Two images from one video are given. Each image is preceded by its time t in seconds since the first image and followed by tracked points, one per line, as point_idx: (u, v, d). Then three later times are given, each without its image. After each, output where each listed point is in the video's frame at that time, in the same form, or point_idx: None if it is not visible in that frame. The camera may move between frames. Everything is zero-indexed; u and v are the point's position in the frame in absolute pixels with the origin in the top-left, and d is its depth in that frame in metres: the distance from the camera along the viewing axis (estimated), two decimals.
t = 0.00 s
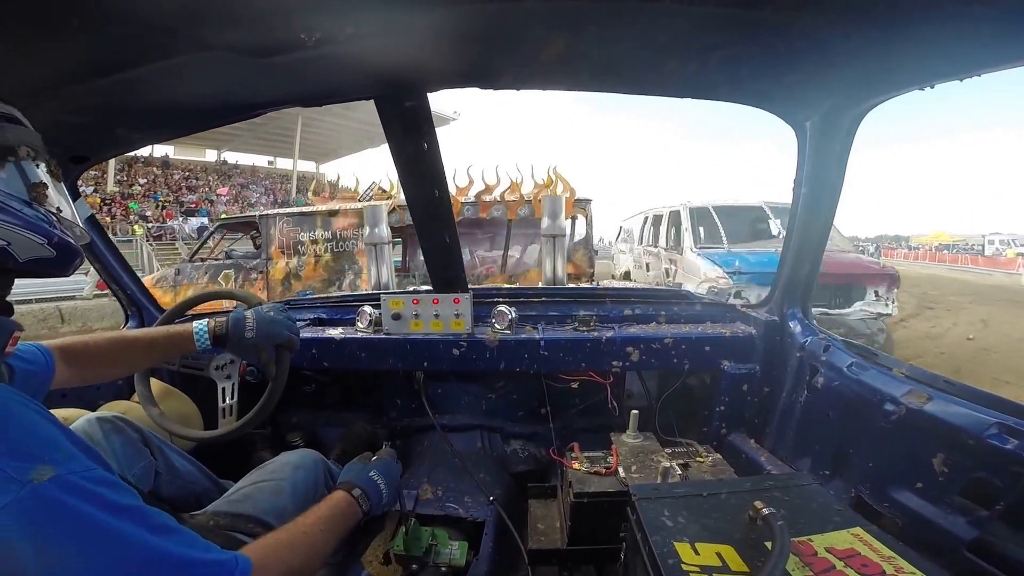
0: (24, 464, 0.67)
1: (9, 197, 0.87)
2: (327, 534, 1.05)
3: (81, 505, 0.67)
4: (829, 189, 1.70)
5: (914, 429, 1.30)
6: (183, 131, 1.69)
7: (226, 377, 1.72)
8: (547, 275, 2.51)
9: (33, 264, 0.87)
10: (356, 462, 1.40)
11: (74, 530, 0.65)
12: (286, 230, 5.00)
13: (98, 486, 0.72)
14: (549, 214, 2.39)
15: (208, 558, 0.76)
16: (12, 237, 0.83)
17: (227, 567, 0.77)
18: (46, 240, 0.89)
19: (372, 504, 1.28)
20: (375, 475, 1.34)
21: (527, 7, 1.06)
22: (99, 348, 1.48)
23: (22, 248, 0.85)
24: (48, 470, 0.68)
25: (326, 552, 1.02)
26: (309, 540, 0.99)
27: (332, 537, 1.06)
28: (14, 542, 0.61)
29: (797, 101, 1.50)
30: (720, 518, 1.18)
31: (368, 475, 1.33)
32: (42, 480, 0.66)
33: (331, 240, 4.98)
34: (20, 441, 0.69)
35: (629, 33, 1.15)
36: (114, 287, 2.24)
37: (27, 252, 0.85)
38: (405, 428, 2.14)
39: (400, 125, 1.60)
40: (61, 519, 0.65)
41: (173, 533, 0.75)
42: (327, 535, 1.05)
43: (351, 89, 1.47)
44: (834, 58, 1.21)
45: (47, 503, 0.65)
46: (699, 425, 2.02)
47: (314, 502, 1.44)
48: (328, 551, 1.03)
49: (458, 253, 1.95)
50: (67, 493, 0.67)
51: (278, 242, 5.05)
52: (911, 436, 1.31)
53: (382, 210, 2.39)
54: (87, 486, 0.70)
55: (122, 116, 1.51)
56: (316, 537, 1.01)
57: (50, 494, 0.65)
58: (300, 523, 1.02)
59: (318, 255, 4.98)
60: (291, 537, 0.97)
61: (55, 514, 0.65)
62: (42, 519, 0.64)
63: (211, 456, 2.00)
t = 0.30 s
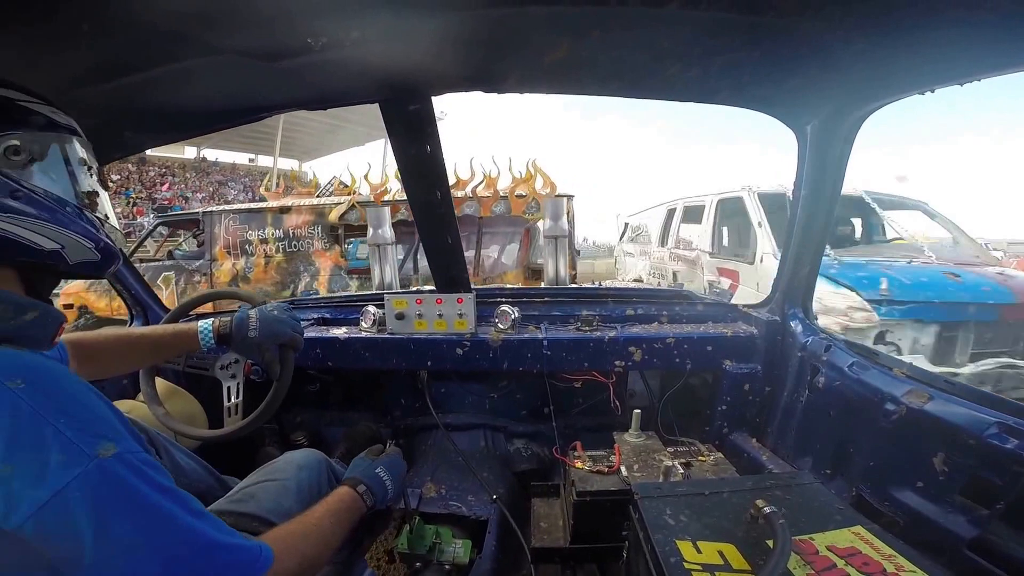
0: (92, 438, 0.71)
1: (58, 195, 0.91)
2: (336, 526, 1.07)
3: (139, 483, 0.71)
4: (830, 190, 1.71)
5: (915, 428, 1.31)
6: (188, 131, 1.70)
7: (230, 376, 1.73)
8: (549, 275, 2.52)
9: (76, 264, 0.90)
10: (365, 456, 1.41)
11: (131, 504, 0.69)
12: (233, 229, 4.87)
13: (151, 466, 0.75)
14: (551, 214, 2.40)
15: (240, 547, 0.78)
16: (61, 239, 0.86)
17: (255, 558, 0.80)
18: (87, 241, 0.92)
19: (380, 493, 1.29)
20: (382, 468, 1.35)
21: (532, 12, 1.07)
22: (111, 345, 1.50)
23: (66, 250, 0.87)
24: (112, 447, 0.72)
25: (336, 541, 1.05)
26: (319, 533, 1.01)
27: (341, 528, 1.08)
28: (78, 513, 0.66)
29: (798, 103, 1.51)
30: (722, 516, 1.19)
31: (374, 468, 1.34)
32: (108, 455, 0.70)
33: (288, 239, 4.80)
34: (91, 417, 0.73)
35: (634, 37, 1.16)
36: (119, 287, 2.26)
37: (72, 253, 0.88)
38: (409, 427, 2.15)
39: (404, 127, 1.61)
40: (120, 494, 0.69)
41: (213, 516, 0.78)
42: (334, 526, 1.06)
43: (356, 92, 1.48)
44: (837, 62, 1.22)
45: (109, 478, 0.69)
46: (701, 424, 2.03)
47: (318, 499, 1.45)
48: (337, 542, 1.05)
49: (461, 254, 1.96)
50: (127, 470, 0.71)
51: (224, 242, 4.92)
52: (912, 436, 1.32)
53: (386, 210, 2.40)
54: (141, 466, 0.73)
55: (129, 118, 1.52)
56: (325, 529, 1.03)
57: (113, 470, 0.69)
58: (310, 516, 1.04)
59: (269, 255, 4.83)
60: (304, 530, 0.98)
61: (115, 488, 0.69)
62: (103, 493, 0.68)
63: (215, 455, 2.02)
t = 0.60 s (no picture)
0: (87, 391, 0.72)
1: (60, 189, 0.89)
2: (340, 486, 1.05)
3: (141, 428, 0.72)
4: (832, 191, 1.72)
5: (914, 428, 1.33)
6: (195, 133, 1.72)
7: (236, 374, 1.75)
8: (553, 276, 2.54)
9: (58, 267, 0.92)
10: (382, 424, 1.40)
11: (136, 446, 0.70)
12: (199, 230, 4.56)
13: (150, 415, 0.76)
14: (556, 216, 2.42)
15: (248, 480, 0.80)
16: (63, 238, 0.89)
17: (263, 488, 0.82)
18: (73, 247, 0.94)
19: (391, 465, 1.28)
20: (398, 435, 1.35)
21: (541, 12, 1.08)
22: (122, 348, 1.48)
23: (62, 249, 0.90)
24: (109, 399, 0.73)
25: (336, 501, 1.02)
26: (323, 487, 0.99)
27: (344, 490, 1.05)
28: (85, 461, 0.67)
29: (800, 105, 1.52)
30: (724, 514, 1.20)
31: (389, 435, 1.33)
32: (105, 405, 0.71)
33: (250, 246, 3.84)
34: (84, 373, 0.74)
35: (640, 37, 1.17)
36: (125, 286, 2.29)
37: (66, 253, 0.91)
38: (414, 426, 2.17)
39: (410, 128, 1.62)
40: (124, 438, 0.70)
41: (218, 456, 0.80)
42: (339, 486, 1.04)
43: (362, 92, 1.49)
44: (841, 64, 1.24)
45: (110, 425, 0.70)
46: (704, 423, 2.05)
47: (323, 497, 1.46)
48: (338, 503, 1.03)
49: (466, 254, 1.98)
50: (128, 417, 0.72)
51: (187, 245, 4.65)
52: (912, 434, 1.33)
53: (391, 210, 2.41)
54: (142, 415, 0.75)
55: (139, 116, 1.54)
56: (330, 487, 1.01)
57: (113, 418, 0.70)
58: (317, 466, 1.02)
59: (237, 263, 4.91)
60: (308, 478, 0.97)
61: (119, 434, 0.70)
62: (107, 439, 0.69)
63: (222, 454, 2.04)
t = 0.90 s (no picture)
0: (88, 434, 0.69)
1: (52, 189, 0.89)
2: (339, 509, 1.08)
3: (139, 475, 0.70)
4: (832, 194, 1.75)
5: (912, 427, 1.36)
6: (207, 138, 1.75)
7: (248, 374, 1.78)
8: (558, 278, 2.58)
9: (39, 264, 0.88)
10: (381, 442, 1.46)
11: (133, 497, 0.68)
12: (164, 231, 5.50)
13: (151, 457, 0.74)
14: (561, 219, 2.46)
15: (247, 531, 0.79)
16: (47, 230, 0.87)
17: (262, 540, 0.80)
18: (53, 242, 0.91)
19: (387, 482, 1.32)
20: (394, 453, 1.39)
21: (545, 20, 1.11)
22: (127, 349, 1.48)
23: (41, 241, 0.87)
24: (110, 440, 0.70)
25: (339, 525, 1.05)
26: (322, 515, 1.02)
27: (344, 513, 1.08)
28: (80, 512, 0.65)
29: (801, 111, 1.55)
30: (726, 512, 1.23)
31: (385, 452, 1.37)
32: (104, 450, 0.68)
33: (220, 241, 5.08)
34: (85, 411, 0.72)
35: (642, 45, 1.20)
36: (138, 289, 2.31)
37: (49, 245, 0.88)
38: (421, 425, 2.20)
39: (417, 134, 1.66)
40: (121, 489, 0.68)
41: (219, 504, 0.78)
42: (338, 510, 1.07)
43: (370, 98, 1.53)
44: (837, 71, 1.27)
45: (108, 475, 0.68)
46: (706, 423, 2.08)
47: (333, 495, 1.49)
48: (340, 526, 1.06)
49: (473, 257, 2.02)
50: (128, 462, 0.70)
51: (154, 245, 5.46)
52: (910, 434, 1.36)
53: (398, 214, 2.42)
54: (142, 458, 0.72)
55: (152, 122, 1.57)
56: (327, 512, 1.04)
57: (111, 466, 0.68)
58: (311, 497, 1.05)
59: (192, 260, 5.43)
60: (304, 511, 0.99)
61: (116, 482, 0.68)
62: (103, 489, 0.67)
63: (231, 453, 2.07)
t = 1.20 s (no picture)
0: (93, 412, 0.71)
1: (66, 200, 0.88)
2: (340, 509, 1.07)
3: (142, 454, 0.71)
4: (833, 195, 1.76)
5: (912, 426, 1.37)
6: (216, 140, 1.77)
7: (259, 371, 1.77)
8: (561, 279, 2.60)
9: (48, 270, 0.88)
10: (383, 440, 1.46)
11: (131, 476, 0.69)
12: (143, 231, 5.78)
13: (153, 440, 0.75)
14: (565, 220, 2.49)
15: (241, 519, 0.79)
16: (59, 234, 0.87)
17: (256, 532, 0.80)
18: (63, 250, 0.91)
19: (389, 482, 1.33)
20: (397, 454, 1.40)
21: (547, 21, 1.12)
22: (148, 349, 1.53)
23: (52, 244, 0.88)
24: (113, 419, 0.72)
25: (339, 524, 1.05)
26: (322, 514, 1.02)
27: (343, 512, 1.07)
28: (82, 485, 0.66)
29: (801, 112, 1.57)
30: (728, 510, 1.24)
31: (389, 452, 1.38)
32: (108, 429, 0.70)
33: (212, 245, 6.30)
34: (90, 391, 0.73)
35: (644, 46, 1.22)
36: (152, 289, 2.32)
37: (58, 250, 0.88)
38: (425, 424, 2.22)
39: (421, 135, 1.67)
40: (122, 467, 0.69)
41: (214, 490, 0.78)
42: (337, 508, 1.07)
43: (373, 100, 1.54)
44: (835, 73, 1.29)
45: (110, 452, 0.69)
46: (707, 422, 2.10)
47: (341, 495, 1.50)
48: (340, 526, 1.05)
49: (478, 258, 2.04)
50: (128, 441, 0.71)
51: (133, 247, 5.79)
52: (910, 432, 1.37)
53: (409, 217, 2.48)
54: (143, 440, 0.73)
55: (159, 125, 1.59)
56: (328, 511, 1.03)
57: (114, 444, 0.69)
58: (313, 496, 1.05)
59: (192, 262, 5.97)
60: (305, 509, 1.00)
61: (118, 460, 0.69)
62: (106, 466, 0.68)
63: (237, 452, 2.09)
